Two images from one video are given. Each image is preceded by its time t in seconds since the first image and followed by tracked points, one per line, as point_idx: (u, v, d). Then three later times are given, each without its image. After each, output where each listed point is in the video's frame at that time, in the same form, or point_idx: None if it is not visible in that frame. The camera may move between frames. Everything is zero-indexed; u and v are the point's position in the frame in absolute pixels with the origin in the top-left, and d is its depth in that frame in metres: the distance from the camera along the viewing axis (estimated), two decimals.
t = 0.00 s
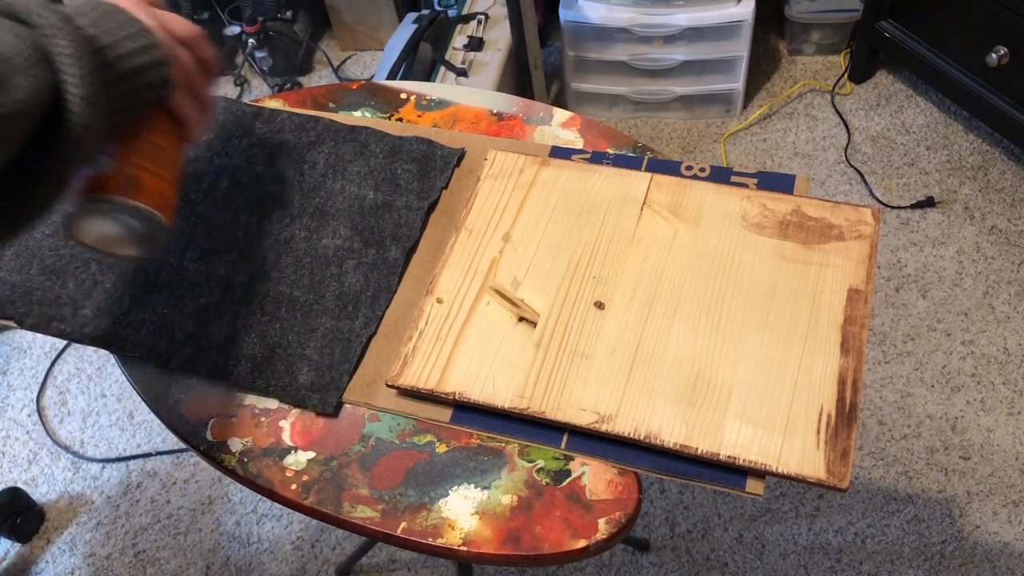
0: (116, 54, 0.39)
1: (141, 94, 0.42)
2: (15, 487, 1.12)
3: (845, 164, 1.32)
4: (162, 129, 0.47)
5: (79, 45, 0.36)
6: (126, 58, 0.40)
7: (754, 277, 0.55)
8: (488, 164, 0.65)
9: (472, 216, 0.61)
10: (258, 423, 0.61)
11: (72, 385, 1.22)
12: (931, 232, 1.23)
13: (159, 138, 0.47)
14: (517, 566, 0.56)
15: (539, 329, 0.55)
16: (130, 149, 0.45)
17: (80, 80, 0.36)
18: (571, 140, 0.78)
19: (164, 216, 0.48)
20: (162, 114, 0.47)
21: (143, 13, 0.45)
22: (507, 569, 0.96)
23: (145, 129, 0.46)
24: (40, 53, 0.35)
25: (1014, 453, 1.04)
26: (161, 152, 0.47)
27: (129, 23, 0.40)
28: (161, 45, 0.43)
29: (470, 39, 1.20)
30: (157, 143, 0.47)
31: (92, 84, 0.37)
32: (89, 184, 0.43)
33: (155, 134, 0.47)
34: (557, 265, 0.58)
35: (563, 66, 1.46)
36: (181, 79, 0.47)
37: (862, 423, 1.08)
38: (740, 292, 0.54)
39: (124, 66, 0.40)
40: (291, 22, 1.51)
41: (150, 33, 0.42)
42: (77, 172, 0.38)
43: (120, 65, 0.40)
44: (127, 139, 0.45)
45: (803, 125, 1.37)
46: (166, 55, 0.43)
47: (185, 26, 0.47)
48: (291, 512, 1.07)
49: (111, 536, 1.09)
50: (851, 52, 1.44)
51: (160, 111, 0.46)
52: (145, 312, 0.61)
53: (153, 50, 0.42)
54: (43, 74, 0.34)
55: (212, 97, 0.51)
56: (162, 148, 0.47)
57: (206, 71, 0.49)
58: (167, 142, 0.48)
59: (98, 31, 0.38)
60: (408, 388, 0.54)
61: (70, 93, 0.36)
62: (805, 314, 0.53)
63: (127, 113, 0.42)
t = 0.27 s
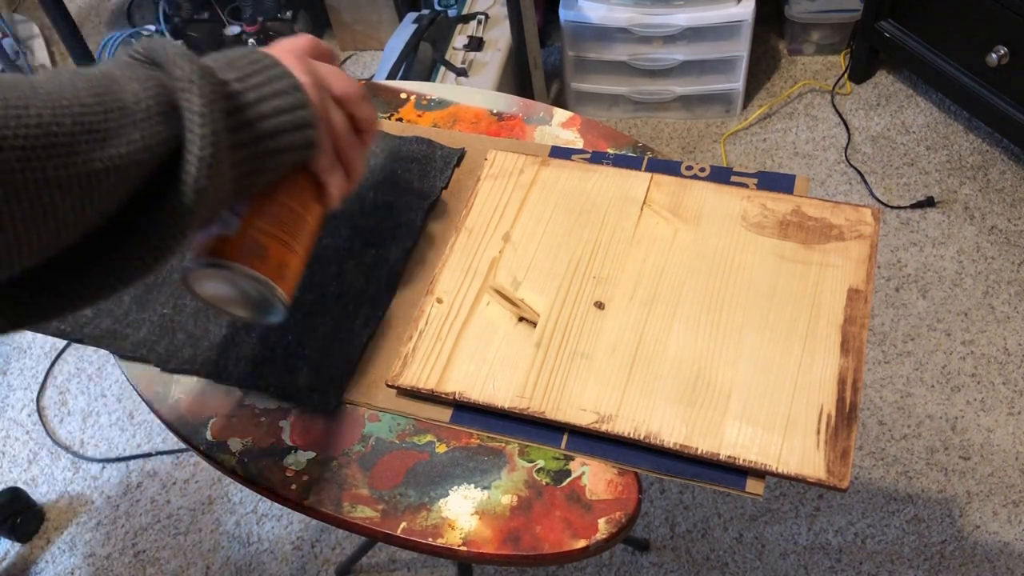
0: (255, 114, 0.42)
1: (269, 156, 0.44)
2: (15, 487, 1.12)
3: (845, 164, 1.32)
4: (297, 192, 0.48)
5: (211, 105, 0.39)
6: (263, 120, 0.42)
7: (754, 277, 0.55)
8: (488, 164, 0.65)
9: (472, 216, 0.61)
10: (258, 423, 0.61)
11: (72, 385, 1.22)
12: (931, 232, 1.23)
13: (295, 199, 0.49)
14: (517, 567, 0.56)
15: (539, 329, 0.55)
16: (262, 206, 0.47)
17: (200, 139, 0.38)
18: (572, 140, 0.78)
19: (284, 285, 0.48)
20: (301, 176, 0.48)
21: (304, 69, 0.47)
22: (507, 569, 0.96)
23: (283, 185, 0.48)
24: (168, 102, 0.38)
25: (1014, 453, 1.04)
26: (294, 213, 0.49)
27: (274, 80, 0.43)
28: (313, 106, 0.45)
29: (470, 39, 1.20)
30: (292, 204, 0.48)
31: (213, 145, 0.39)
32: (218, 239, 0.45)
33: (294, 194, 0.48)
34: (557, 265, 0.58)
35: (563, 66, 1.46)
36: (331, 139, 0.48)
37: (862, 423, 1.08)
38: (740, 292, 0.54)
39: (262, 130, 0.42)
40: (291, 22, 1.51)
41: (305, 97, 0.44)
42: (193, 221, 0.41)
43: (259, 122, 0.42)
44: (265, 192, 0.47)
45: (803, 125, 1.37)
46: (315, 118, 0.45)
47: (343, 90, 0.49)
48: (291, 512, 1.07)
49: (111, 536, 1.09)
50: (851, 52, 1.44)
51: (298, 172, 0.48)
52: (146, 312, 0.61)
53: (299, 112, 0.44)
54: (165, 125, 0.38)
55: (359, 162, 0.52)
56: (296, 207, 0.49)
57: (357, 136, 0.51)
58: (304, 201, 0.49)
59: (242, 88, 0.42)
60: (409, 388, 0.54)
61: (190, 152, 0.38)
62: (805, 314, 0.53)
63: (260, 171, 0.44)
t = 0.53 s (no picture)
0: (216, 232, 0.39)
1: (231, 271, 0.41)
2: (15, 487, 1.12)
3: (845, 164, 1.32)
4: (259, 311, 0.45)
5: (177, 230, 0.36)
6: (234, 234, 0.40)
7: (753, 277, 0.55)
8: (488, 164, 0.65)
9: (472, 216, 0.61)
10: (258, 422, 0.61)
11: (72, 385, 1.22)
12: (931, 232, 1.23)
13: (260, 317, 0.46)
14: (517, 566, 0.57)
15: (539, 329, 0.55)
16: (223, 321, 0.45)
17: (162, 264, 0.35)
18: (571, 140, 0.78)
19: (238, 421, 0.45)
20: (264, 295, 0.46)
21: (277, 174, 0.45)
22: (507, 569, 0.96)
23: (246, 305, 0.45)
24: (117, 236, 0.34)
25: (1014, 453, 1.04)
26: (247, 336, 0.45)
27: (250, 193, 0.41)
28: (284, 217, 0.43)
29: (470, 39, 1.21)
30: (257, 322, 0.46)
31: (171, 273, 0.35)
32: (167, 373, 0.41)
33: (256, 313, 0.46)
34: (556, 264, 0.58)
35: (563, 65, 1.46)
36: (300, 251, 0.46)
37: (862, 422, 1.08)
38: (740, 292, 0.54)
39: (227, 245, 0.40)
40: (291, 22, 1.51)
41: (274, 211, 0.42)
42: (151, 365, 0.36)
43: (225, 240, 0.39)
44: (220, 316, 0.45)
45: (803, 125, 1.37)
46: (285, 230, 0.43)
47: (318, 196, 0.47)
48: (291, 512, 1.07)
49: (111, 536, 1.09)
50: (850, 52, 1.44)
51: (259, 297, 0.46)
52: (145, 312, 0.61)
53: (264, 227, 0.41)
54: (117, 263, 0.34)
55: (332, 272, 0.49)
56: (254, 330, 0.45)
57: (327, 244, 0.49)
58: (263, 320, 0.46)
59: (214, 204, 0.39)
60: (409, 389, 0.54)
61: (141, 285, 0.34)
62: (805, 314, 0.53)
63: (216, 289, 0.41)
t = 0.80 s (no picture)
0: (90, 348, 0.37)
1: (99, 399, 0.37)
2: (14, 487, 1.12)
3: (845, 164, 1.32)
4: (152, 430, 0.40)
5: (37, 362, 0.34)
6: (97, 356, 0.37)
7: (753, 277, 0.55)
8: (488, 164, 0.65)
9: (472, 216, 0.61)
10: (258, 423, 0.61)
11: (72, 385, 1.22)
12: (931, 232, 1.23)
13: (139, 440, 0.40)
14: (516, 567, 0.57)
15: (539, 329, 0.55)
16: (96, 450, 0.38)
17: (14, 417, 0.32)
18: (571, 140, 0.78)
19: (124, 553, 0.38)
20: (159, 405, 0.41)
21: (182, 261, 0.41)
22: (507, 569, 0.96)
23: (135, 414, 0.40)
24: None
25: (1014, 453, 1.04)
26: (147, 458, 0.40)
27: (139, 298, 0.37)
28: (178, 325, 0.39)
29: (470, 39, 1.21)
30: (138, 447, 0.39)
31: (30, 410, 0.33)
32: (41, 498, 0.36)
33: (126, 440, 0.39)
34: (556, 264, 0.58)
35: (563, 66, 1.46)
36: (197, 353, 0.41)
37: (862, 423, 1.08)
38: (740, 292, 0.54)
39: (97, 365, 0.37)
40: (291, 22, 1.51)
41: (164, 318, 0.38)
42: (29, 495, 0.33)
43: (94, 360, 0.37)
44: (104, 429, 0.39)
45: (803, 125, 1.37)
46: (177, 339, 0.38)
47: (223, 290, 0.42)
48: (291, 512, 1.07)
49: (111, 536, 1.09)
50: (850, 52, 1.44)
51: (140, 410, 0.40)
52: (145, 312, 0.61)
53: (152, 335, 0.37)
54: None
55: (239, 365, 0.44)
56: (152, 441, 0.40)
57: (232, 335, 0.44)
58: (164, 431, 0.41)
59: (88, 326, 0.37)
60: (409, 389, 0.54)
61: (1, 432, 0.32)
62: (805, 314, 0.53)
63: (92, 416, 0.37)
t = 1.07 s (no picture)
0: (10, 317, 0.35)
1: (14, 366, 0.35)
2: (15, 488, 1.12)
3: (845, 164, 1.32)
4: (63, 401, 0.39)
5: None
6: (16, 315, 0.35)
7: (753, 277, 0.55)
8: (488, 164, 0.65)
9: (472, 216, 0.61)
10: (258, 423, 0.61)
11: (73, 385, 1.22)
12: (931, 232, 1.23)
13: (54, 413, 0.38)
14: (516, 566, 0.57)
15: (539, 329, 0.55)
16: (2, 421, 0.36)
17: None
18: (571, 140, 0.78)
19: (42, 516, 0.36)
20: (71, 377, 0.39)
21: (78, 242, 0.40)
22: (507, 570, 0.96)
23: (39, 391, 0.38)
24: None
25: (1014, 453, 1.04)
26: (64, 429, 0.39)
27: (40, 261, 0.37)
28: (83, 295, 0.38)
29: (470, 39, 1.21)
30: (47, 419, 0.38)
31: None
32: None
33: (40, 413, 0.38)
34: (556, 264, 0.58)
35: (563, 66, 1.46)
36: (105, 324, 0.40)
37: (862, 422, 1.08)
38: (740, 292, 0.54)
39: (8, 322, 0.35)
40: (291, 22, 1.51)
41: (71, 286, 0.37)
42: None
43: (13, 327, 0.35)
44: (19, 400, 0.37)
45: (803, 125, 1.37)
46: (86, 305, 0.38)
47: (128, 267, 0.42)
48: (291, 512, 1.07)
49: (111, 536, 1.09)
50: (851, 52, 1.44)
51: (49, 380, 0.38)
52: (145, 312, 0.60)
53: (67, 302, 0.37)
54: None
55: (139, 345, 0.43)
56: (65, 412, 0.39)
57: (136, 314, 0.43)
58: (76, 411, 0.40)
59: None
60: (409, 389, 0.54)
61: None
62: (805, 314, 0.53)
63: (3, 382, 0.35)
